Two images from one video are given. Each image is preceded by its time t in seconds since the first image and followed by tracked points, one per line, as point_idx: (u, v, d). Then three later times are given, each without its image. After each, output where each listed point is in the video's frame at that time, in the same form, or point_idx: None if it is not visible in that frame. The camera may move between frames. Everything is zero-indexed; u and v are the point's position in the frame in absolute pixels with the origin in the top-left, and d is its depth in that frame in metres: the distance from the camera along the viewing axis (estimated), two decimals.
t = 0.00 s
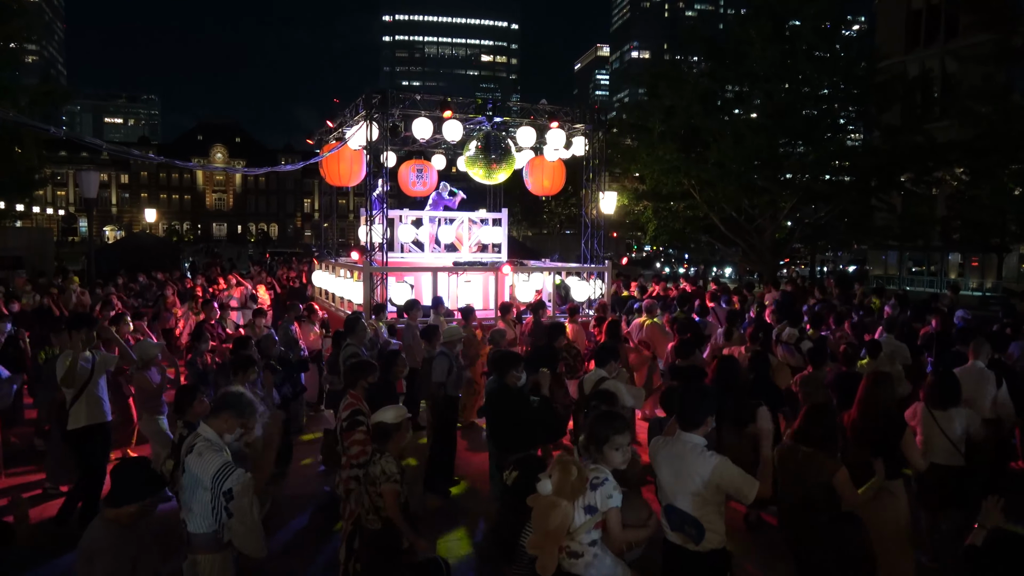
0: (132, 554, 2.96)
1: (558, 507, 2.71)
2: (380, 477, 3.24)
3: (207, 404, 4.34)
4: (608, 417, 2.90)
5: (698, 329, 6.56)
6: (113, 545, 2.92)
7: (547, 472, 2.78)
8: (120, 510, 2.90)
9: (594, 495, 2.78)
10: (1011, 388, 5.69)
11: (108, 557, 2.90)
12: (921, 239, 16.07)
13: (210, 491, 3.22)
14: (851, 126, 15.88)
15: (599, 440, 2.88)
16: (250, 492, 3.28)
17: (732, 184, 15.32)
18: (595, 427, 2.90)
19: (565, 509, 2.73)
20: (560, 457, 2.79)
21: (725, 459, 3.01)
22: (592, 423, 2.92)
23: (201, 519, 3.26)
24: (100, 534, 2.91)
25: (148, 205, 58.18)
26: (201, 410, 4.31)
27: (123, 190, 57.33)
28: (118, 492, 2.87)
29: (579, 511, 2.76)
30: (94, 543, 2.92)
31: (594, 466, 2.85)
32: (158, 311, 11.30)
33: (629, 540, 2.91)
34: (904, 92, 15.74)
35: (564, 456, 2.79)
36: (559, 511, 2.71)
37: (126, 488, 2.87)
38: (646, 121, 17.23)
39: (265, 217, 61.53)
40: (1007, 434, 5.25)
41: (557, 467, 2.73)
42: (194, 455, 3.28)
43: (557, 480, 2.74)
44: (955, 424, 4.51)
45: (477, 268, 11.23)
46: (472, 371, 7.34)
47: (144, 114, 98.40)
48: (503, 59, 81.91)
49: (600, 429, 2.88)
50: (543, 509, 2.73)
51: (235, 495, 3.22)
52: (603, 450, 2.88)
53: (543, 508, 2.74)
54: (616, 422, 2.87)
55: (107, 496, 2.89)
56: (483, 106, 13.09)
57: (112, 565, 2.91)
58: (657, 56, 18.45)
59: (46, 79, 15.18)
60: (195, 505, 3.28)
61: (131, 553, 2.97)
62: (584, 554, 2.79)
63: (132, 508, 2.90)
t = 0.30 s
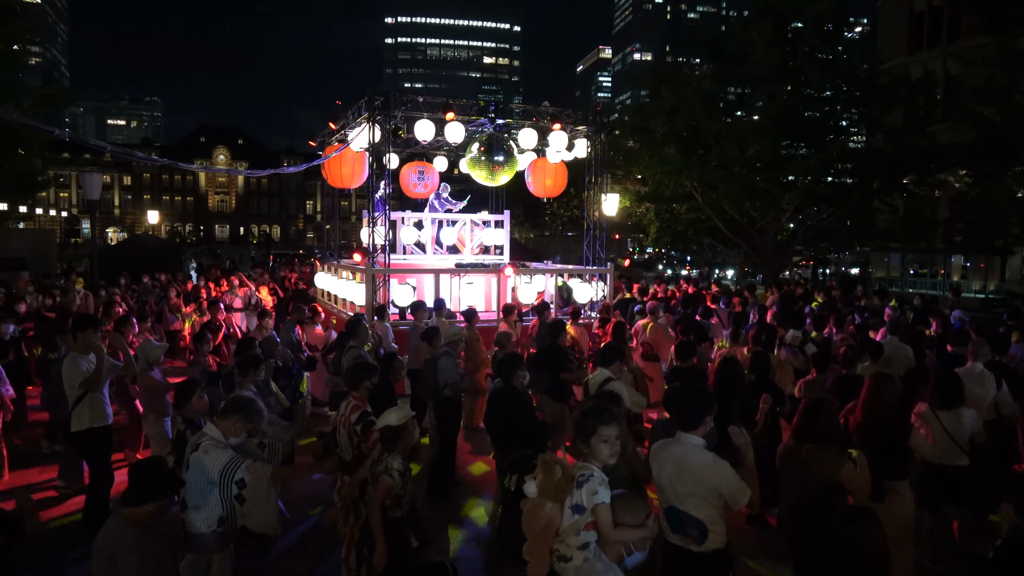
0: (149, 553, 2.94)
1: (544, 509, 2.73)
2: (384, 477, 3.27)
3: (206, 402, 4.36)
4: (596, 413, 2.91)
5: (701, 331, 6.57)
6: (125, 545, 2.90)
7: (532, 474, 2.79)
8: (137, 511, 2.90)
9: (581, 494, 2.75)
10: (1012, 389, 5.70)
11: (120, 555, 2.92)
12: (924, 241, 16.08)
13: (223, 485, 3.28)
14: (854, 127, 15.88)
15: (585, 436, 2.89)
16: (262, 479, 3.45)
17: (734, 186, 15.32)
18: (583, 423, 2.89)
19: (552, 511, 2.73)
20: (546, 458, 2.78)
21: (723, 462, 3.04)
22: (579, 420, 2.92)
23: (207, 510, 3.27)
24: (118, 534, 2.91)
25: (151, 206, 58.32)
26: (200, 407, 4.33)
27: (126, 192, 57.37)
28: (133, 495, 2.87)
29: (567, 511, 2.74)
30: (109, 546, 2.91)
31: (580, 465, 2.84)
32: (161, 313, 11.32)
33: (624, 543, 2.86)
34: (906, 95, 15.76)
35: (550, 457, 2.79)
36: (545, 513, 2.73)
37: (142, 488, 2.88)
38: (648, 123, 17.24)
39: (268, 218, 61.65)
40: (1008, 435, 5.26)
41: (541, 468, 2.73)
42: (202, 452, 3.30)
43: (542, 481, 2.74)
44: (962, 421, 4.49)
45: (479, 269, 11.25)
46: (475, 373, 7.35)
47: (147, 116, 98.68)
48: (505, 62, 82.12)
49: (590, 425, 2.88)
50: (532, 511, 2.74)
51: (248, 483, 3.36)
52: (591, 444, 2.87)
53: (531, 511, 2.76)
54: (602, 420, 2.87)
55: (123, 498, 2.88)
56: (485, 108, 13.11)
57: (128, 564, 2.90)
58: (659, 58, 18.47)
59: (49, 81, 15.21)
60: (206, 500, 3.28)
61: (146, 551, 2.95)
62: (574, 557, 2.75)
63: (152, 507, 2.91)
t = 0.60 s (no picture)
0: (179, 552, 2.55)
1: (542, 519, 2.81)
2: (404, 485, 3.38)
3: (210, 405, 4.37)
4: (601, 425, 2.89)
5: (704, 333, 6.57)
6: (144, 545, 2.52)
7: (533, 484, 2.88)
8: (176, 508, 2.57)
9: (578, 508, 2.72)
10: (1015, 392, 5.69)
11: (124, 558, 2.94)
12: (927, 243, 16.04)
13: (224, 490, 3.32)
14: (857, 130, 15.83)
15: (589, 450, 2.85)
16: (264, 484, 3.42)
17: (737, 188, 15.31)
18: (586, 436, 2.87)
19: (551, 522, 2.79)
20: (548, 470, 2.87)
21: (726, 464, 3.07)
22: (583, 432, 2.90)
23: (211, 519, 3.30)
24: (144, 532, 2.55)
25: (154, 208, 58.48)
26: (203, 411, 4.34)
27: (129, 193, 57.48)
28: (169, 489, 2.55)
29: (565, 524, 2.75)
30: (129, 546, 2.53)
31: (585, 479, 2.81)
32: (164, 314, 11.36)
33: (627, 567, 2.66)
34: (910, 97, 15.73)
35: (551, 469, 2.87)
36: (545, 524, 2.80)
37: (181, 483, 2.59)
38: (651, 125, 17.24)
39: (271, 220, 61.79)
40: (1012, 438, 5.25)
41: (540, 478, 2.82)
42: (205, 454, 3.35)
43: (542, 491, 2.81)
44: (971, 423, 4.52)
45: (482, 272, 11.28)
46: (478, 375, 7.36)
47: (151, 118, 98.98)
48: (508, 64, 82.18)
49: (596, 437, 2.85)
50: (533, 522, 2.83)
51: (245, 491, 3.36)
52: (601, 457, 2.82)
53: (534, 521, 2.84)
54: (605, 431, 2.85)
55: (159, 492, 2.55)
56: (488, 110, 13.13)
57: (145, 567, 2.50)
58: (662, 60, 18.48)
59: (54, 83, 15.25)
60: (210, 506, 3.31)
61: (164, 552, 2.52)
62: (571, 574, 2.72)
63: (188, 508, 2.61)
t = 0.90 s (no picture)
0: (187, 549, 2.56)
1: (546, 528, 2.69)
2: (424, 484, 3.43)
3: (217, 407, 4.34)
4: (605, 426, 2.89)
5: (707, 335, 6.58)
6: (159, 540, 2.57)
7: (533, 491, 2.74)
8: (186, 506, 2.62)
9: (583, 513, 2.67)
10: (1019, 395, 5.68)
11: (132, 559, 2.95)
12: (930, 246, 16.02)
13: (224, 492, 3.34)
14: (860, 132, 15.83)
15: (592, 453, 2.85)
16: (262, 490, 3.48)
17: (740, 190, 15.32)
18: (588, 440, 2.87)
19: (554, 529, 2.68)
20: (546, 475, 2.73)
21: (747, 465, 3.07)
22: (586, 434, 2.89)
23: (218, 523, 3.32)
24: (162, 531, 2.59)
25: (157, 209, 58.63)
26: (210, 413, 4.30)
27: (132, 195, 57.61)
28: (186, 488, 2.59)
29: (570, 530, 2.67)
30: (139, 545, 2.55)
31: (586, 483, 2.76)
32: (168, 315, 11.39)
33: (634, 567, 2.69)
34: (913, 99, 15.74)
35: (551, 473, 2.73)
36: (548, 531, 2.69)
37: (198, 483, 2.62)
38: (654, 127, 17.28)
39: (274, 222, 61.90)
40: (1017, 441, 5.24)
41: (542, 486, 2.67)
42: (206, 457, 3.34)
43: (542, 497, 2.68)
44: (987, 425, 4.55)
45: (484, 274, 11.28)
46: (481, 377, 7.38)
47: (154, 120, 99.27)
48: (511, 66, 82.26)
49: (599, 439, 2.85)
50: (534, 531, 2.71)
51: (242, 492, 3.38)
52: (604, 460, 2.83)
53: (534, 530, 2.72)
54: (608, 433, 2.85)
55: (178, 489, 2.59)
56: (491, 112, 13.14)
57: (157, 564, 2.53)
58: (665, 62, 18.49)
59: (58, 85, 15.32)
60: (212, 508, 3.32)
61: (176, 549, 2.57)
62: None
63: (200, 513, 2.63)
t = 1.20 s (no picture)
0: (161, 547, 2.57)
1: (551, 545, 2.58)
2: (429, 487, 3.40)
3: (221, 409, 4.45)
4: (596, 430, 2.87)
5: (710, 337, 6.58)
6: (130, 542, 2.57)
7: (531, 509, 2.62)
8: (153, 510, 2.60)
9: (587, 521, 2.66)
10: None
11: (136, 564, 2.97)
12: (933, 248, 15.98)
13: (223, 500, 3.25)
14: (863, 134, 15.84)
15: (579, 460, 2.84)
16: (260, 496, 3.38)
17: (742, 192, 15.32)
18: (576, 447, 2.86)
19: (561, 544, 2.60)
20: (542, 490, 2.62)
21: (750, 459, 3.11)
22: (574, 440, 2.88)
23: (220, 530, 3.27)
24: (157, 534, 2.60)
25: (160, 211, 58.77)
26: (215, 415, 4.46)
27: (135, 197, 57.72)
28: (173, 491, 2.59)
29: (575, 541, 2.63)
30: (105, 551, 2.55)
31: (582, 490, 2.75)
32: (170, 318, 11.41)
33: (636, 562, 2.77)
34: (915, 102, 15.72)
35: (545, 487, 2.64)
36: (555, 548, 2.59)
37: (183, 485, 2.63)
38: (656, 130, 17.30)
39: (276, 224, 61.99)
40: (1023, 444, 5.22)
41: (543, 502, 2.57)
42: (211, 461, 3.33)
43: (545, 512, 2.59)
44: (996, 427, 4.52)
45: (487, 275, 11.26)
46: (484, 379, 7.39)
47: (156, 122, 99.49)
48: (512, 68, 82.34)
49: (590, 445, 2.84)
50: (539, 552, 2.59)
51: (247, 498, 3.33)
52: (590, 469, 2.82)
53: (539, 550, 2.60)
54: (599, 439, 2.84)
55: (169, 493, 2.61)
56: (493, 114, 13.15)
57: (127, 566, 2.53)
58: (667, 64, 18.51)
59: (61, 87, 15.37)
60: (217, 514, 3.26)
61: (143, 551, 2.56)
62: None
63: (195, 516, 2.65)
